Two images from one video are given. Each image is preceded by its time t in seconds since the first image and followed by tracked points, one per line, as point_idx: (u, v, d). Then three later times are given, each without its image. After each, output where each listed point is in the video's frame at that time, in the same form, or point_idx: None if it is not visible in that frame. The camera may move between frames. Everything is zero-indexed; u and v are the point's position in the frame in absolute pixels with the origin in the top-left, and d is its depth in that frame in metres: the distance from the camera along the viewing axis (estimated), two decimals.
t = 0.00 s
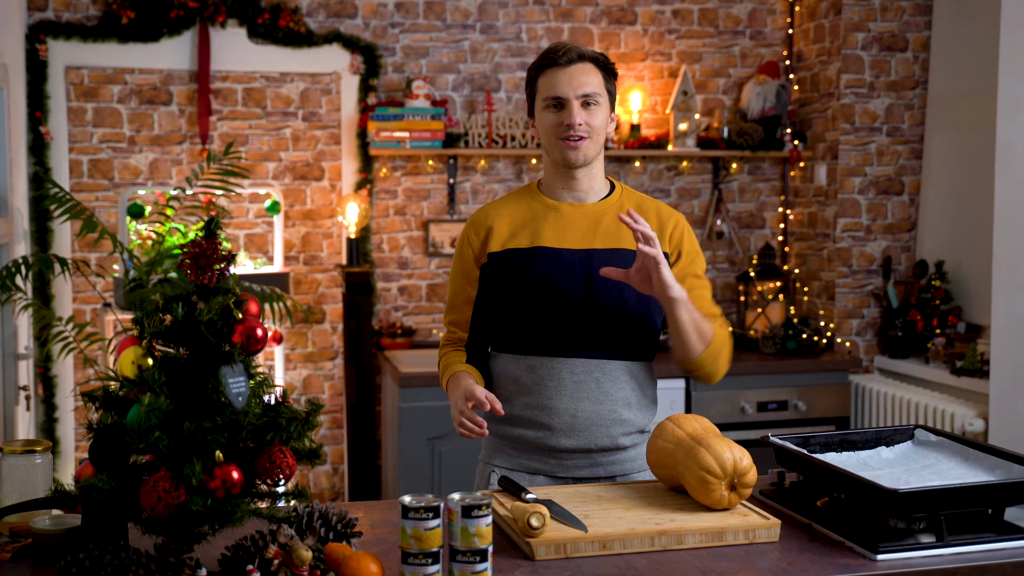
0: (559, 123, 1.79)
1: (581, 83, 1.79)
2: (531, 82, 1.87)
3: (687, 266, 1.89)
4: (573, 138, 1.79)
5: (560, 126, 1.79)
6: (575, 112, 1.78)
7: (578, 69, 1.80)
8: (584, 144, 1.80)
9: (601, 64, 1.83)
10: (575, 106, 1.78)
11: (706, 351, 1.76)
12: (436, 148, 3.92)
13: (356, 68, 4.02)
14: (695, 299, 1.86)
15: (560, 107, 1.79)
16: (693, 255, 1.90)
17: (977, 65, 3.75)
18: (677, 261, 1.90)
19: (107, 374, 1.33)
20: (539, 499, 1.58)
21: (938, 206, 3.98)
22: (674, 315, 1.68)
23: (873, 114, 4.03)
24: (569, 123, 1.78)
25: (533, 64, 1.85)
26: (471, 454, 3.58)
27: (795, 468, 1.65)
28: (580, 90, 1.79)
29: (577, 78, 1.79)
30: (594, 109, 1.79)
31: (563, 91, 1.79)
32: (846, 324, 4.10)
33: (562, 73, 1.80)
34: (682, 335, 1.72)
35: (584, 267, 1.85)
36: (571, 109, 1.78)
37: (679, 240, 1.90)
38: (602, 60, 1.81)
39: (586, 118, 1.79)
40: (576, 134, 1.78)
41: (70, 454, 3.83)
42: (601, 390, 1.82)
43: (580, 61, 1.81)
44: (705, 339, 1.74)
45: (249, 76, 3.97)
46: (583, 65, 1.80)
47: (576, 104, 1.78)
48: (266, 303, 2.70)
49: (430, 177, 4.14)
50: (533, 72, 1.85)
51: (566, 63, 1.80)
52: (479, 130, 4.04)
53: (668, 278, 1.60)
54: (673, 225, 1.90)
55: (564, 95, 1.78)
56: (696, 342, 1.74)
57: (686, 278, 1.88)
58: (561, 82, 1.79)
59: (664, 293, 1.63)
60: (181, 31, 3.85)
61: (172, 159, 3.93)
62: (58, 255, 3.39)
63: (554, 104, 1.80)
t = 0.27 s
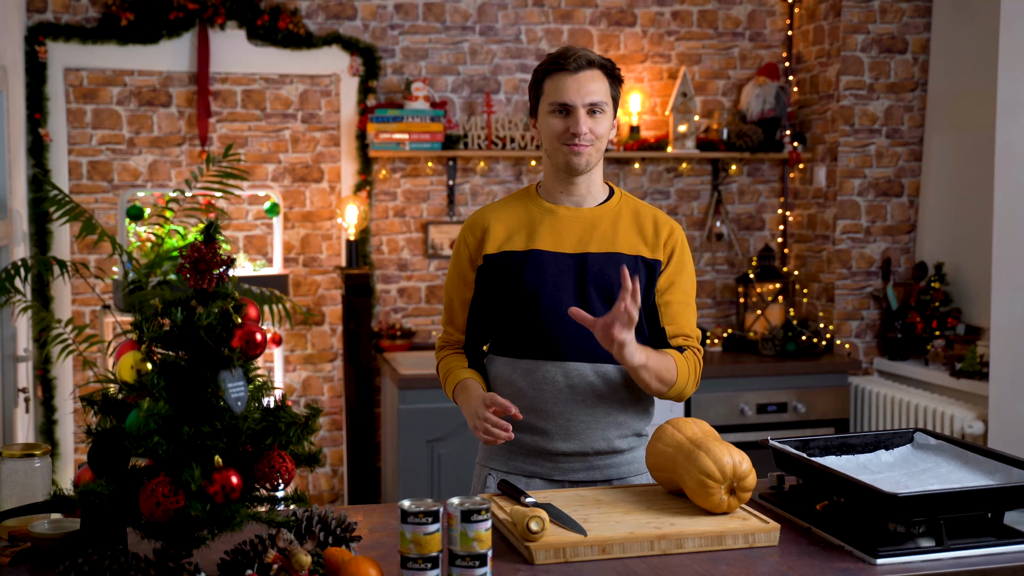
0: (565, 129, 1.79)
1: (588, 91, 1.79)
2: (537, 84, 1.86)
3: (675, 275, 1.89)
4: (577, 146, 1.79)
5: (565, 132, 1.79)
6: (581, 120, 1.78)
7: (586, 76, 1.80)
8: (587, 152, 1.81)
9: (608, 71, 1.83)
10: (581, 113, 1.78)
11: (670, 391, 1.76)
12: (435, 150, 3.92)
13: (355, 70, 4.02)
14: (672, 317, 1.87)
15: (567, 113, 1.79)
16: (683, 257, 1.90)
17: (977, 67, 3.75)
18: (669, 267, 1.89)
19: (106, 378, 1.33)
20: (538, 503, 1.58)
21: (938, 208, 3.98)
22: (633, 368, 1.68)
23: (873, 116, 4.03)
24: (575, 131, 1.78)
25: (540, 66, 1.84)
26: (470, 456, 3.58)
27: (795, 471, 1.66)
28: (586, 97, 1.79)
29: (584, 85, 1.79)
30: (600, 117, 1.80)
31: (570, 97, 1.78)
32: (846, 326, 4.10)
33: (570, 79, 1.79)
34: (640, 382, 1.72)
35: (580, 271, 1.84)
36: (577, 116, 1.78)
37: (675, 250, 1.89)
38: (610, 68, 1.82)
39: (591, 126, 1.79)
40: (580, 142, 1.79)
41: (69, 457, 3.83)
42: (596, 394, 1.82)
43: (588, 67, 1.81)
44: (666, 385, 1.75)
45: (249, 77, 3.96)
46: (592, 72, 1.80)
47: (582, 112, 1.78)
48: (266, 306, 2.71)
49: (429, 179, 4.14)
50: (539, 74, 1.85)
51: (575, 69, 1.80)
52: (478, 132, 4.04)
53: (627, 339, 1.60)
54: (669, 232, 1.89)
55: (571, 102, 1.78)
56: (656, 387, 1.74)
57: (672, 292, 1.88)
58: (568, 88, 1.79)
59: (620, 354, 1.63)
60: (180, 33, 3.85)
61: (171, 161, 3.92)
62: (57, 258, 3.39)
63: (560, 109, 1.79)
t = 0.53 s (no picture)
0: (559, 128, 1.79)
1: (585, 92, 1.78)
2: (534, 84, 1.85)
3: (672, 282, 1.88)
4: (571, 146, 1.79)
5: (560, 132, 1.79)
6: (576, 120, 1.77)
7: (584, 76, 1.79)
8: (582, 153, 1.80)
9: (606, 73, 1.82)
10: (577, 114, 1.78)
11: (666, 398, 1.76)
12: (435, 151, 3.91)
13: (355, 71, 4.01)
14: (671, 322, 1.87)
15: (562, 113, 1.79)
16: (680, 262, 1.90)
17: (977, 68, 3.74)
18: (666, 272, 1.88)
19: (105, 381, 1.32)
20: (538, 506, 1.58)
21: (939, 208, 3.97)
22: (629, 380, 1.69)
23: (873, 117, 4.03)
24: (569, 130, 1.78)
25: (538, 65, 1.84)
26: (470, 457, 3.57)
27: (796, 474, 1.65)
28: (583, 98, 1.78)
29: (581, 85, 1.79)
30: (596, 118, 1.79)
31: (567, 97, 1.78)
32: (846, 327, 4.09)
33: (568, 79, 1.79)
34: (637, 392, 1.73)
35: (575, 274, 1.84)
36: (572, 116, 1.77)
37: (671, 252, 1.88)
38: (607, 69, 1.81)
39: (586, 126, 1.78)
40: (575, 142, 1.78)
41: (68, 458, 3.82)
42: (592, 398, 1.81)
43: (587, 68, 1.80)
44: (661, 392, 1.74)
45: (248, 78, 3.96)
46: (590, 73, 1.80)
47: (578, 112, 1.78)
48: (264, 307, 2.70)
49: (429, 180, 4.13)
50: (536, 73, 1.84)
51: (573, 68, 1.79)
52: (478, 132, 4.04)
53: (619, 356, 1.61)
54: (665, 234, 1.88)
55: (567, 102, 1.78)
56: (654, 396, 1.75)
57: (671, 299, 1.88)
58: (565, 88, 1.78)
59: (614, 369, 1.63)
60: (179, 33, 3.84)
61: (171, 162, 3.92)
62: (56, 259, 3.38)
63: (556, 109, 1.79)
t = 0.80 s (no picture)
0: (552, 126, 1.78)
1: (582, 91, 1.78)
2: (534, 82, 1.85)
3: (675, 285, 1.90)
4: (563, 146, 1.78)
5: (552, 129, 1.78)
6: (570, 118, 1.77)
7: (583, 77, 1.79)
8: (575, 153, 1.79)
9: (605, 75, 1.82)
10: (572, 112, 1.77)
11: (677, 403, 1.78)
12: (433, 152, 3.90)
13: (353, 71, 3.99)
14: (674, 326, 1.90)
15: (557, 111, 1.78)
16: (680, 267, 1.91)
17: (977, 69, 3.73)
18: (668, 276, 1.89)
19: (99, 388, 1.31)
20: (535, 512, 1.57)
21: (938, 210, 3.96)
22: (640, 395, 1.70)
23: (873, 118, 4.02)
24: (561, 128, 1.76)
25: (538, 65, 1.83)
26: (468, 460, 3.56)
27: (795, 480, 1.64)
28: (580, 97, 1.78)
29: (579, 86, 1.78)
30: (591, 119, 1.78)
31: (563, 95, 1.78)
32: (846, 329, 4.08)
33: (564, 78, 1.78)
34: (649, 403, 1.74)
35: (575, 278, 1.82)
36: (567, 114, 1.77)
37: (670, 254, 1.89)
38: (607, 72, 1.80)
39: (581, 126, 1.77)
40: (568, 141, 1.77)
41: (64, 460, 3.81)
42: (593, 402, 1.80)
43: (586, 68, 1.80)
44: (673, 399, 1.76)
45: (246, 79, 3.94)
46: (589, 74, 1.79)
47: (573, 110, 1.77)
48: (261, 308, 2.69)
49: (427, 181, 4.12)
50: (536, 71, 1.84)
51: (571, 68, 1.79)
52: (476, 133, 4.03)
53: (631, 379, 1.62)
54: (664, 237, 1.89)
55: (562, 99, 1.77)
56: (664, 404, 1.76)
57: (674, 303, 1.90)
58: (562, 86, 1.78)
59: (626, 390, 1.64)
60: (176, 34, 3.83)
61: (167, 163, 3.90)
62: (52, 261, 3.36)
63: (551, 107, 1.79)
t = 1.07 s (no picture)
0: (551, 128, 1.76)
1: (581, 93, 1.76)
2: (533, 83, 1.83)
3: (676, 287, 1.91)
4: (561, 149, 1.77)
5: (550, 131, 1.76)
6: (569, 120, 1.75)
7: (582, 78, 1.77)
8: (572, 155, 1.77)
9: (604, 75, 1.80)
10: (570, 114, 1.75)
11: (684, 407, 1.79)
12: (431, 153, 3.88)
13: (350, 71, 3.97)
14: (674, 326, 1.91)
15: (555, 112, 1.77)
16: (679, 271, 1.91)
17: (977, 69, 3.72)
18: (669, 278, 1.90)
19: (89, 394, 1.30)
20: (531, 518, 1.55)
21: (938, 211, 3.94)
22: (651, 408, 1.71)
23: (872, 118, 4.00)
24: (560, 130, 1.75)
25: (536, 66, 1.81)
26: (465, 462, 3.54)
27: (794, 484, 1.62)
28: (579, 99, 1.76)
29: (577, 87, 1.76)
30: (589, 121, 1.76)
31: (561, 97, 1.76)
32: (845, 331, 4.06)
33: (564, 79, 1.76)
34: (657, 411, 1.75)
35: (580, 277, 1.79)
36: (565, 117, 1.75)
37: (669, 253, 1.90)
38: (608, 73, 1.78)
39: (579, 128, 1.76)
40: (566, 143, 1.76)
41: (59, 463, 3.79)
42: (597, 403, 1.77)
43: (585, 69, 1.77)
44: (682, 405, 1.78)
45: (242, 79, 3.92)
46: (588, 75, 1.77)
47: (572, 113, 1.75)
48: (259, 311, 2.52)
49: (424, 182, 4.10)
50: (535, 72, 1.82)
51: (570, 69, 1.77)
52: (474, 134, 4.01)
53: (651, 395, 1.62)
54: (661, 238, 1.90)
55: (561, 102, 1.76)
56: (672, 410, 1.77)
57: (676, 304, 1.91)
58: (562, 88, 1.76)
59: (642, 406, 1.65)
60: (172, 34, 3.81)
61: (163, 164, 3.89)
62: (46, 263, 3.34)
63: (549, 109, 1.77)
